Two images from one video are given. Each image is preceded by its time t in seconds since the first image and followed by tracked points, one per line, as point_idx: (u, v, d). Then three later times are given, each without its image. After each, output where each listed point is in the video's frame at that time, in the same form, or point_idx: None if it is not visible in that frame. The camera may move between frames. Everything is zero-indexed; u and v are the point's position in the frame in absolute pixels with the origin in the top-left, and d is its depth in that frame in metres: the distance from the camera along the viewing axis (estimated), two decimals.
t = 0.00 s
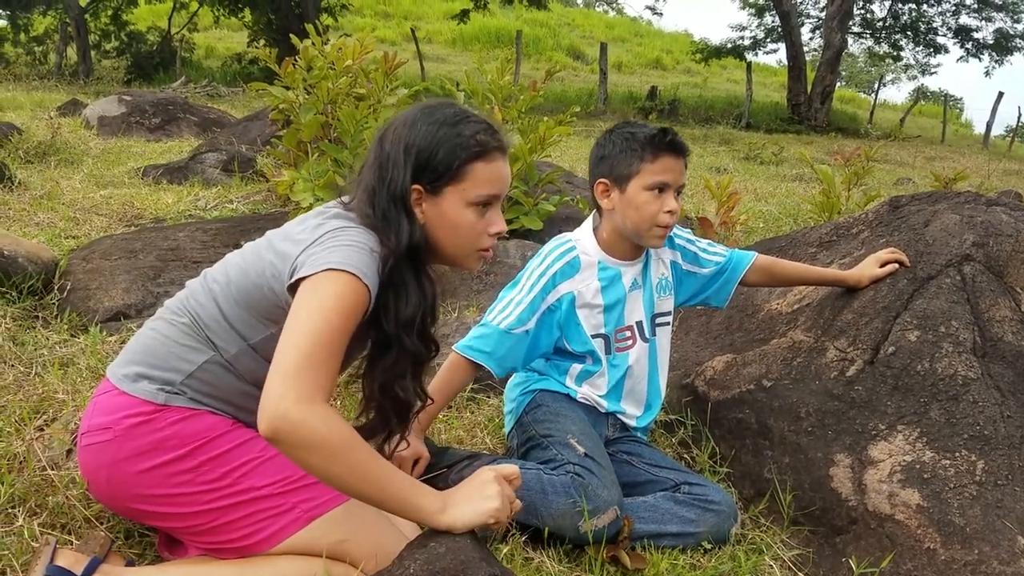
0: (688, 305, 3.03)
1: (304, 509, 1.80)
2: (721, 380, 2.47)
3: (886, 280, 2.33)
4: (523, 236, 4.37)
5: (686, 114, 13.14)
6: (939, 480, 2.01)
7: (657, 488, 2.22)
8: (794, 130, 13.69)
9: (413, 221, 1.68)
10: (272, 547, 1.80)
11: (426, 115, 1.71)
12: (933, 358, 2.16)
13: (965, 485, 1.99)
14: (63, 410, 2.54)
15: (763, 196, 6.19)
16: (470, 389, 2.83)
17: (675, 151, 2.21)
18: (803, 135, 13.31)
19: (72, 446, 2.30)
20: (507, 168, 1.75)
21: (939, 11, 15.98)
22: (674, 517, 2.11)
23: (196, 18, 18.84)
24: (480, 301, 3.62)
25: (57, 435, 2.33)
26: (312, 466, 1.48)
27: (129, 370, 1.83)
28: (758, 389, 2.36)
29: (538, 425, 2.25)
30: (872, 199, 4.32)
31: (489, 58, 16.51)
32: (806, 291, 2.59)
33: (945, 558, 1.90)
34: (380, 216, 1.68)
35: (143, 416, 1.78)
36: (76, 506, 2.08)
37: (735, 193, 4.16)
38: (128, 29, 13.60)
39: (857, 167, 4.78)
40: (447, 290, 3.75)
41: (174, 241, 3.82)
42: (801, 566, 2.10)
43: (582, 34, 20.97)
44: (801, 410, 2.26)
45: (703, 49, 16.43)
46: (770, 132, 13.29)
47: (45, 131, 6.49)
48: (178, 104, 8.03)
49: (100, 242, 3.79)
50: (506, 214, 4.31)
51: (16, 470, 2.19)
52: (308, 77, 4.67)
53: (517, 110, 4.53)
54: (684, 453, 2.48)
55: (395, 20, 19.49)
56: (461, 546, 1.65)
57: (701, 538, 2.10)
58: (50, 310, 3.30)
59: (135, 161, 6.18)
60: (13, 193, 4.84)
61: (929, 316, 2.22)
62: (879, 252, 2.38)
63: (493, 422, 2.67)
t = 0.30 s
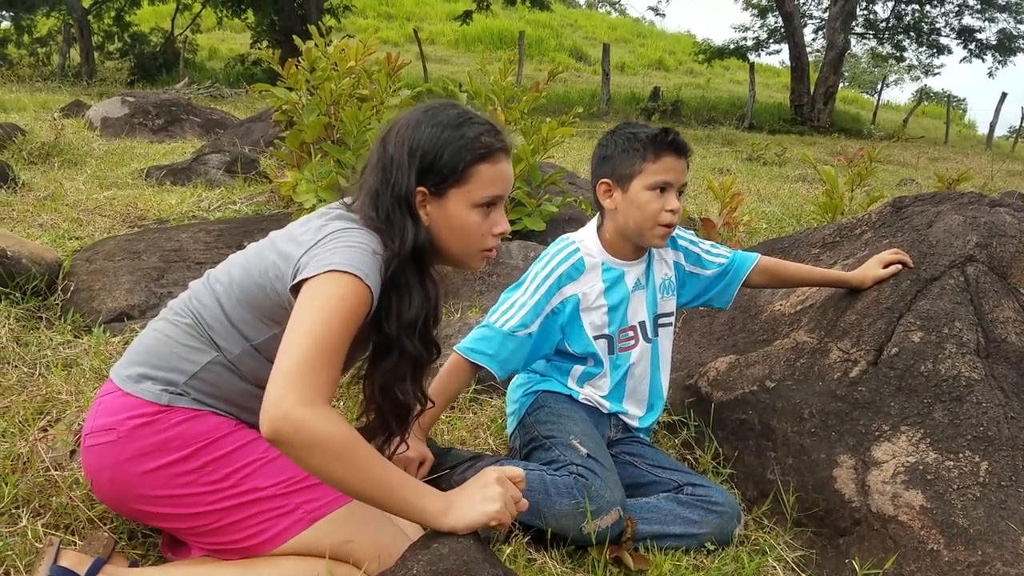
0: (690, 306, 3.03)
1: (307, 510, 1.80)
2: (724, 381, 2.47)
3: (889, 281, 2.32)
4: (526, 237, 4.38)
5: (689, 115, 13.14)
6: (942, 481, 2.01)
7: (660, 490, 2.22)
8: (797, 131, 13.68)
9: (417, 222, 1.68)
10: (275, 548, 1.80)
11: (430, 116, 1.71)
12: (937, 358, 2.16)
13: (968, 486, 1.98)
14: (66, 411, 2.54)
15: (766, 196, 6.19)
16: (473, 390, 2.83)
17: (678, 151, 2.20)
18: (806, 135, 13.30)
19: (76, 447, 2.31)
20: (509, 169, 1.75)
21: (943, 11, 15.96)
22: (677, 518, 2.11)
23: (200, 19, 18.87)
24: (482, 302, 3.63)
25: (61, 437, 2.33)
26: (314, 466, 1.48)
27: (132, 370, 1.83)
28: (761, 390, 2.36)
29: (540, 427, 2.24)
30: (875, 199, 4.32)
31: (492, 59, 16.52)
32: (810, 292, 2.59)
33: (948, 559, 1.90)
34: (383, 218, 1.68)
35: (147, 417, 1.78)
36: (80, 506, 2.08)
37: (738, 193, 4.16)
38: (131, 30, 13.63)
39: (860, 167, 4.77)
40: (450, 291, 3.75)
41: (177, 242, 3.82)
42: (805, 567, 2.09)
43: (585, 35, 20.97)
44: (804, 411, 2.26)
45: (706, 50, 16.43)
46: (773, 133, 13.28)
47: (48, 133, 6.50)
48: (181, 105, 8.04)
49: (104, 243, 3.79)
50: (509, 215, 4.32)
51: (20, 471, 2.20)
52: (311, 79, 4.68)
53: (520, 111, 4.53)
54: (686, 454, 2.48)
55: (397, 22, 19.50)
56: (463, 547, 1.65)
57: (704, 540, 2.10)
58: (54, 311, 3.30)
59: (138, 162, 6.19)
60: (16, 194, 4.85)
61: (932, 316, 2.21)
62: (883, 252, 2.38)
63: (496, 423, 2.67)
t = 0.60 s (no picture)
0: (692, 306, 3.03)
1: (309, 510, 1.80)
2: (726, 382, 2.47)
3: (892, 281, 2.32)
4: (528, 237, 4.38)
5: (691, 116, 13.14)
6: (945, 482, 2.00)
7: (662, 491, 2.21)
8: (800, 131, 13.66)
9: (418, 221, 1.68)
10: (276, 548, 1.80)
11: (429, 115, 1.71)
12: (939, 359, 2.16)
13: (971, 487, 1.98)
14: (69, 411, 2.54)
15: (769, 197, 6.19)
16: (474, 391, 2.83)
17: (691, 138, 2.29)
18: (808, 136, 13.30)
19: (78, 448, 2.31)
20: (509, 166, 1.75)
21: (945, 11, 15.94)
22: (679, 520, 2.11)
23: (202, 21, 18.90)
24: (485, 303, 3.63)
25: (63, 437, 2.34)
26: (316, 466, 1.48)
27: (134, 371, 1.83)
28: (763, 391, 2.36)
29: (542, 429, 2.24)
30: (878, 200, 4.31)
31: (494, 60, 16.52)
32: (812, 293, 2.58)
33: (951, 560, 1.89)
34: (383, 216, 1.68)
35: (148, 418, 1.79)
36: (82, 507, 2.09)
37: (740, 194, 4.15)
38: (134, 31, 13.66)
39: (862, 168, 4.77)
40: (452, 292, 3.76)
41: (179, 243, 3.83)
42: (807, 568, 2.09)
43: (587, 35, 20.98)
44: (806, 412, 2.25)
45: (708, 51, 16.42)
46: (775, 133, 13.27)
47: (51, 134, 6.51)
48: (184, 106, 8.05)
49: (106, 244, 3.80)
50: (511, 216, 4.32)
51: (23, 471, 2.20)
52: (313, 80, 4.68)
53: (522, 112, 4.53)
54: (688, 456, 2.48)
55: (400, 23, 19.52)
56: (465, 548, 1.65)
57: (706, 541, 2.09)
58: (56, 312, 3.30)
59: (141, 163, 6.20)
60: (19, 194, 4.85)
61: (934, 317, 2.21)
62: (885, 253, 2.37)
63: (498, 424, 2.67)
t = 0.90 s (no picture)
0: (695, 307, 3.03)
1: (311, 510, 1.80)
2: (729, 382, 2.48)
3: (895, 281, 2.32)
4: (530, 238, 4.38)
5: (693, 116, 13.14)
6: (948, 483, 2.00)
7: (665, 490, 2.21)
8: (803, 132, 13.66)
9: (414, 199, 1.69)
10: (279, 547, 1.80)
11: (422, 92, 1.70)
12: (942, 360, 2.15)
13: (974, 488, 1.98)
14: (71, 412, 2.55)
15: (771, 197, 6.19)
16: (477, 391, 2.82)
17: (719, 149, 2.34)
18: (811, 136, 13.30)
19: (80, 448, 2.31)
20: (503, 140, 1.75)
21: (948, 11, 15.93)
22: (682, 518, 2.11)
23: (205, 21, 18.94)
24: (487, 304, 3.63)
25: (66, 437, 2.34)
26: (336, 443, 1.52)
27: (140, 369, 1.84)
28: (765, 392, 2.35)
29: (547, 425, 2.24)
30: (880, 200, 4.31)
31: (496, 60, 16.53)
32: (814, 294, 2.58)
33: (954, 562, 1.89)
34: (379, 196, 1.67)
35: (154, 415, 1.79)
36: (83, 508, 2.09)
37: (743, 195, 4.15)
38: (137, 32, 13.69)
39: (865, 168, 4.77)
40: (454, 292, 3.76)
41: (182, 243, 3.83)
42: (809, 569, 2.09)
43: (590, 36, 20.98)
44: (809, 412, 2.25)
45: (710, 51, 16.41)
46: (778, 134, 13.27)
47: (54, 134, 6.52)
48: (186, 106, 8.06)
49: (110, 244, 3.81)
50: (513, 216, 4.33)
51: (25, 472, 2.20)
52: (315, 81, 4.69)
53: (524, 112, 4.52)
54: (691, 457, 2.49)
55: (402, 23, 19.55)
56: (467, 548, 1.64)
57: (709, 541, 2.09)
58: (59, 313, 3.31)
59: (144, 164, 6.21)
60: (22, 195, 4.86)
61: (938, 317, 2.20)
62: (889, 253, 2.37)
63: (500, 424, 2.66)
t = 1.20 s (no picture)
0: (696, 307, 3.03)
1: (315, 507, 1.80)
2: (730, 383, 2.48)
3: (896, 281, 2.31)
4: (531, 239, 4.38)
5: (695, 116, 13.14)
6: (949, 483, 2.00)
7: (666, 489, 2.21)
8: (805, 132, 13.65)
9: (380, 155, 1.72)
10: (283, 542, 1.80)
11: (381, 51, 1.76)
12: (944, 360, 2.14)
13: (975, 488, 1.97)
14: (72, 412, 2.55)
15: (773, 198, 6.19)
16: (478, 391, 2.82)
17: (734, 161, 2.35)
18: (813, 136, 13.29)
19: (81, 449, 2.31)
20: (469, 90, 1.80)
21: (950, 11, 15.92)
22: (682, 516, 2.10)
23: (207, 22, 18.96)
24: (488, 305, 3.64)
25: (66, 438, 2.34)
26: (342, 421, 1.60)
27: (151, 361, 1.86)
28: (767, 392, 2.36)
29: (552, 421, 2.22)
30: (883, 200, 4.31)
31: (498, 60, 16.53)
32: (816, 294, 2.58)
33: (955, 563, 1.88)
34: (347, 158, 1.73)
35: (165, 404, 1.80)
36: (84, 508, 2.09)
37: (744, 195, 4.15)
38: (139, 33, 13.72)
39: (867, 167, 4.76)
40: (456, 293, 3.76)
41: (183, 244, 3.83)
42: (811, 570, 2.08)
43: (592, 35, 20.98)
44: (810, 413, 2.25)
45: (712, 51, 16.41)
46: (780, 134, 13.26)
47: (56, 135, 6.53)
48: (188, 107, 8.06)
49: (111, 244, 3.81)
50: (514, 216, 4.33)
51: (26, 472, 2.20)
52: (317, 81, 4.69)
53: (526, 112, 4.51)
54: (692, 456, 2.49)
55: (404, 24, 19.56)
56: (467, 548, 1.64)
57: (709, 539, 2.08)
58: (60, 313, 3.31)
59: (145, 164, 6.21)
60: (23, 195, 4.86)
61: (939, 318, 2.19)
62: (891, 254, 2.37)
63: (501, 425, 2.66)
